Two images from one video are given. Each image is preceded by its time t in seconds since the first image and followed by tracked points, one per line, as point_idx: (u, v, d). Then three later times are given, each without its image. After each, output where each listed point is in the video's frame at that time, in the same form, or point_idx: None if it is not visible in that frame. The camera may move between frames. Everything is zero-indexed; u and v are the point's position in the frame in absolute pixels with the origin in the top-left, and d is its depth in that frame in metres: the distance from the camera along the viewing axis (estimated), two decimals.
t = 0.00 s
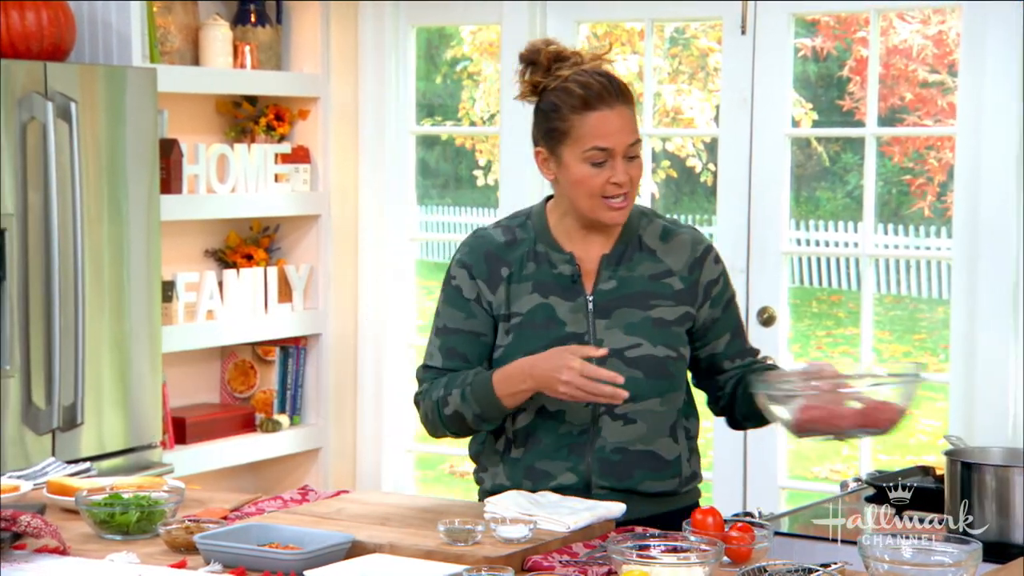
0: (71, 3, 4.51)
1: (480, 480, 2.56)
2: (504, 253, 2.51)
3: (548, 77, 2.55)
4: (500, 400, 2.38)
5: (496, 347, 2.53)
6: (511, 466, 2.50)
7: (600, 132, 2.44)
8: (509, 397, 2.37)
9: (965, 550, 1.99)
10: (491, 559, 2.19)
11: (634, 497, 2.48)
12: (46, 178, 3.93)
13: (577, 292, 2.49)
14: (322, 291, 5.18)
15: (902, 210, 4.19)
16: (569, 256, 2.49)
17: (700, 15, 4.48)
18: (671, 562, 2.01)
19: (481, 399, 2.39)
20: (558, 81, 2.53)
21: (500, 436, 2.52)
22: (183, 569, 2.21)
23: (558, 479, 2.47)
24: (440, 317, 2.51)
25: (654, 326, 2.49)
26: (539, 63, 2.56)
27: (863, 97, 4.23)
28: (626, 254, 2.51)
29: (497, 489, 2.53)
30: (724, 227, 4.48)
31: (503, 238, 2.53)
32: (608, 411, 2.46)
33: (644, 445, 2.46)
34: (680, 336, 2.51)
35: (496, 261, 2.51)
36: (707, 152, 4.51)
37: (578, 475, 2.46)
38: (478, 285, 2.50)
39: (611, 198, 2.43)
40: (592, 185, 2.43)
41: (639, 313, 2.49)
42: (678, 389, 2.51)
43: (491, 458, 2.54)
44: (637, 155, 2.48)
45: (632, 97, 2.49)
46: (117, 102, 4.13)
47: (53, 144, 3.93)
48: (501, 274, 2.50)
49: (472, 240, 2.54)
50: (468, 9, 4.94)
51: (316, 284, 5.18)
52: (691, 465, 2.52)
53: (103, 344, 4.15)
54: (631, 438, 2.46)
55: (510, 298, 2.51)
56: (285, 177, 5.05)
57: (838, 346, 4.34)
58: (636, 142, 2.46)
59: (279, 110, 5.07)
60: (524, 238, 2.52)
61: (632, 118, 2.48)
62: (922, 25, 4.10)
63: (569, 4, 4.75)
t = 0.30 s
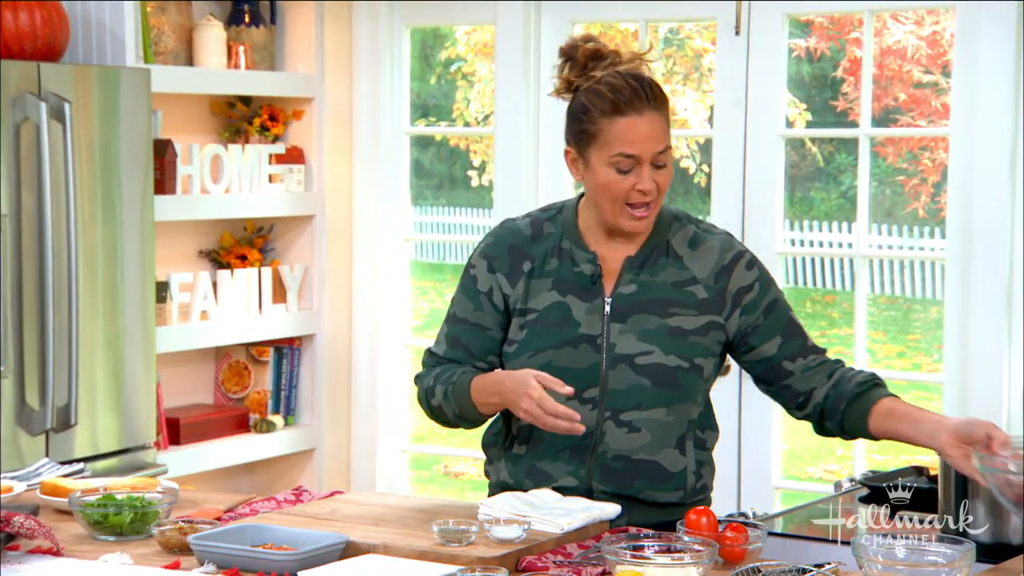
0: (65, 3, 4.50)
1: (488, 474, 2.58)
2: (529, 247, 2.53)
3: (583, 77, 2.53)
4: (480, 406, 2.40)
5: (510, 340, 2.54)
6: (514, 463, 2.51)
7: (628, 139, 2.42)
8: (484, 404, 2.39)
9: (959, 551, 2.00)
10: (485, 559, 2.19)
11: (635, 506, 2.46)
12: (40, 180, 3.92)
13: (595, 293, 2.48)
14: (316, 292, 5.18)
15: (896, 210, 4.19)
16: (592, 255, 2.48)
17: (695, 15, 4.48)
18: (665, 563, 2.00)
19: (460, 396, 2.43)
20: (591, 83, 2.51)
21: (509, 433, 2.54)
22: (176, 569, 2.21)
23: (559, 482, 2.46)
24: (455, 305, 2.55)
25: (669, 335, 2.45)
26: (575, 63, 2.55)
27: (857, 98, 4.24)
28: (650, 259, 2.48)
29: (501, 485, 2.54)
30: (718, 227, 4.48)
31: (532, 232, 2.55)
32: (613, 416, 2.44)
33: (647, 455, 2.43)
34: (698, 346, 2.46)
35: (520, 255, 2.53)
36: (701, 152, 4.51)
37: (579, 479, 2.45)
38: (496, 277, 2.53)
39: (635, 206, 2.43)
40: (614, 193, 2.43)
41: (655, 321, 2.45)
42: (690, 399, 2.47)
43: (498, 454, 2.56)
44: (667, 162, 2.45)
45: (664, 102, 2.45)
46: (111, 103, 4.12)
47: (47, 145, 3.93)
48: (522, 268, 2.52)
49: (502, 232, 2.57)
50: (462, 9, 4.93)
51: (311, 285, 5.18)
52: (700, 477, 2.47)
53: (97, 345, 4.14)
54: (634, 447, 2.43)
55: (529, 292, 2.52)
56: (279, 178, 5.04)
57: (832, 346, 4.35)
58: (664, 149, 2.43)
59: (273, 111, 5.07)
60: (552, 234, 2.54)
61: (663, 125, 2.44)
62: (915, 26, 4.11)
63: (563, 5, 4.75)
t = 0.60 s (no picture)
0: (64, 3, 4.50)
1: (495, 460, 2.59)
2: (558, 243, 2.49)
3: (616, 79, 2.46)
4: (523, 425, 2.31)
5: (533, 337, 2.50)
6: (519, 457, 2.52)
7: (653, 152, 2.35)
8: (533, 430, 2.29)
9: (958, 551, 2.01)
10: (484, 559, 2.19)
11: (635, 509, 2.48)
12: (40, 180, 3.92)
13: (619, 298, 2.45)
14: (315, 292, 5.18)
15: (895, 210, 4.19)
16: (619, 258, 2.45)
17: (694, 15, 4.48)
18: (665, 564, 2.01)
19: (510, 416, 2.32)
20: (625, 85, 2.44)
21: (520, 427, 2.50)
22: (176, 569, 2.21)
23: (561, 481, 2.49)
24: (488, 298, 2.49)
25: (689, 346, 2.43)
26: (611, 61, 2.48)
27: (856, 98, 4.24)
28: (676, 267, 2.45)
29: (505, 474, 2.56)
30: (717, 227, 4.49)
31: (562, 228, 2.51)
32: (623, 423, 2.44)
33: (652, 466, 2.43)
34: (719, 358, 2.43)
35: (549, 251, 2.49)
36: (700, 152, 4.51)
37: (580, 480, 2.48)
38: (527, 272, 2.49)
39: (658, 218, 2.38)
40: (637, 202, 2.38)
41: (676, 331, 2.43)
42: (704, 412, 2.45)
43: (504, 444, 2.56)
44: (695, 174, 2.38)
45: (695, 114, 2.38)
46: (110, 104, 4.12)
47: (46, 146, 3.93)
48: (550, 265, 2.48)
49: (530, 227, 2.53)
50: (462, 10, 4.94)
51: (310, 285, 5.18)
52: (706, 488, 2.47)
53: (97, 345, 4.15)
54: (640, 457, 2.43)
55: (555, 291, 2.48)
56: (278, 178, 5.04)
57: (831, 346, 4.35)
58: (692, 163, 2.36)
59: (273, 111, 5.07)
60: (582, 231, 2.50)
61: (693, 137, 2.37)
62: (914, 27, 4.11)
63: (563, 5, 4.75)
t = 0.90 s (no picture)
0: (59, 3, 4.50)
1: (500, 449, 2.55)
2: (577, 241, 2.46)
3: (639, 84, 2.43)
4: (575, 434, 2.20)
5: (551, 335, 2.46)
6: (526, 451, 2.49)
7: (670, 159, 2.33)
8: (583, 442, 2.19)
9: (952, 550, 2.00)
10: (480, 558, 2.19)
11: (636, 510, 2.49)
12: (34, 179, 3.91)
13: (635, 301, 2.44)
14: (311, 293, 5.17)
15: (890, 210, 4.19)
16: (636, 262, 2.44)
17: (690, 15, 4.49)
18: (660, 564, 2.01)
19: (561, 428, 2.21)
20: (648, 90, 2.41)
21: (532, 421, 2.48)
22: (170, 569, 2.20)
23: (567, 481, 2.47)
24: (517, 289, 2.41)
25: (702, 351, 2.45)
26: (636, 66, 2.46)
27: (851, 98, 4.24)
28: (690, 271, 2.45)
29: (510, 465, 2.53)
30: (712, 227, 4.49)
31: (580, 224, 2.47)
32: (634, 426, 2.47)
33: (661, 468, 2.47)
34: (731, 363, 2.46)
35: (570, 248, 2.45)
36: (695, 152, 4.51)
37: (587, 480, 2.46)
38: (552, 267, 2.43)
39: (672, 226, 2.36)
40: (651, 208, 2.36)
41: (689, 335, 2.44)
42: (714, 417, 2.49)
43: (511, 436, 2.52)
44: (713, 184, 2.35)
45: (716, 124, 2.35)
46: (105, 104, 4.12)
47: (41, 145, 3.92)
48: (571, 262, 2.44)
49: (549, 222, 2.47)
50: (457, 10, 4.94)
51: (306, 285, 5.17)
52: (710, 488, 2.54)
53: (91, 345, 4.14)
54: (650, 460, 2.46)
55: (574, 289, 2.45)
56: (273, 178, 5.04)
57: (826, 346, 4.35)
58: (710, 172, 2.33)
59: (268, 111, 5.06)
60: (600, 229, 2.47)
61: (713, 147, 2.34)
62: (909, 27, 4.11)
63: (558, 5, 4.76)
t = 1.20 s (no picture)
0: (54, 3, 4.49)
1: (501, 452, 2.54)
2: (578, 243, 2.44)
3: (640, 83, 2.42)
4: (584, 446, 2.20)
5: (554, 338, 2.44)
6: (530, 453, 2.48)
7: (672, 157, 2.31)
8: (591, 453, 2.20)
9: (948, 550, 2.00)
10: (475, 559, 2.19)
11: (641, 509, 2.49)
12: (29, 178, 3.91)
13: (638, 302, 2.44)
14: (307, 293, 5.16)
15: (886, 210, 4.20)
16: (638, 262, 2.44)
17: (686, 15, 4.48)
18: (656, 564, 2.01)
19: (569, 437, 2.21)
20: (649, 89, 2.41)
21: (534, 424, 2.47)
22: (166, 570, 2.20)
23: (572, 481, 2.46)
24: (521, 293, 2.39)
25: (705, 347, 2.44)
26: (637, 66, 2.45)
27: (847, 98, 4.24)
28: (692, 269, 2.46)
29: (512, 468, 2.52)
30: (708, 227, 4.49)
31: (579, 227, 2.46)
32: (638, 426, 2.46)
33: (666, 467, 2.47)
34: (733, 360, 2.46)
35: (572, 251, 2.43)
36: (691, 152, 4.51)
37: (592, 481, 2.46)
38: (555, 269, 2.42)
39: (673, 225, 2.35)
40: (653, 207, 2.35)
41: (692, 333, 2.44)
42: (717, 415, 2.49)
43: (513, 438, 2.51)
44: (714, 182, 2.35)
45: (717, 121, 2.34)
46: (101, 103, 4.12)
47: (36, 144, 3.92)
48: (574, 265, 2.43)
49: (548, 225, 2.45)
50: (453, 10, 4.93)
51: (302, 285, 5.17)
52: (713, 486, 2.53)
53: (87, 345, 4.14)
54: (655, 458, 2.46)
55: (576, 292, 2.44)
56: (269, 178, 5.04)
57: (822, 346, 4.35)
58: (711, 171, 2.33)
59: (264, 111, 5.06)
60: (599, 231, 2.47)
61: (715, 146, 2.33)
62: (905, 27, 4.12)
63: (554, 5, 4.76)
